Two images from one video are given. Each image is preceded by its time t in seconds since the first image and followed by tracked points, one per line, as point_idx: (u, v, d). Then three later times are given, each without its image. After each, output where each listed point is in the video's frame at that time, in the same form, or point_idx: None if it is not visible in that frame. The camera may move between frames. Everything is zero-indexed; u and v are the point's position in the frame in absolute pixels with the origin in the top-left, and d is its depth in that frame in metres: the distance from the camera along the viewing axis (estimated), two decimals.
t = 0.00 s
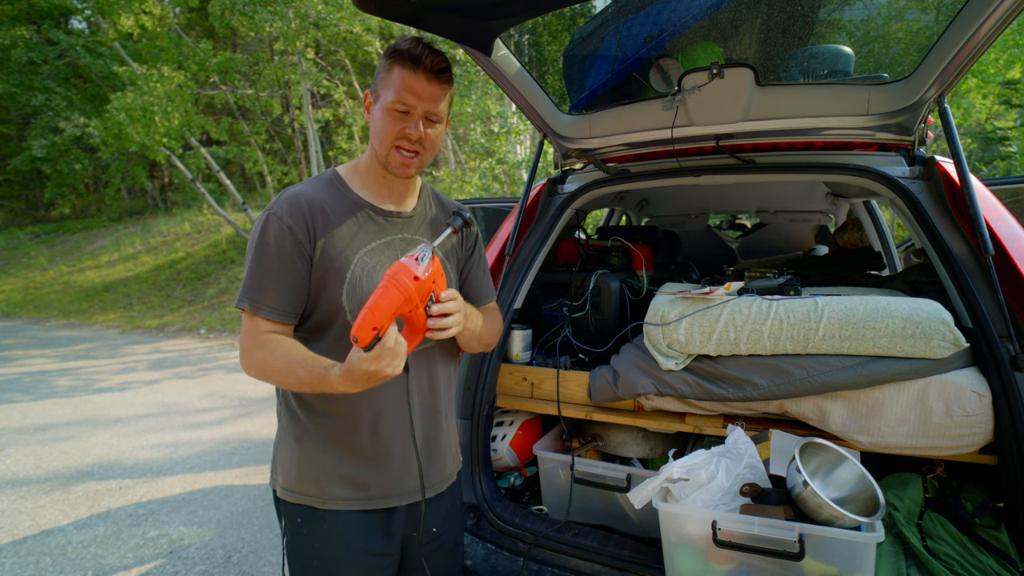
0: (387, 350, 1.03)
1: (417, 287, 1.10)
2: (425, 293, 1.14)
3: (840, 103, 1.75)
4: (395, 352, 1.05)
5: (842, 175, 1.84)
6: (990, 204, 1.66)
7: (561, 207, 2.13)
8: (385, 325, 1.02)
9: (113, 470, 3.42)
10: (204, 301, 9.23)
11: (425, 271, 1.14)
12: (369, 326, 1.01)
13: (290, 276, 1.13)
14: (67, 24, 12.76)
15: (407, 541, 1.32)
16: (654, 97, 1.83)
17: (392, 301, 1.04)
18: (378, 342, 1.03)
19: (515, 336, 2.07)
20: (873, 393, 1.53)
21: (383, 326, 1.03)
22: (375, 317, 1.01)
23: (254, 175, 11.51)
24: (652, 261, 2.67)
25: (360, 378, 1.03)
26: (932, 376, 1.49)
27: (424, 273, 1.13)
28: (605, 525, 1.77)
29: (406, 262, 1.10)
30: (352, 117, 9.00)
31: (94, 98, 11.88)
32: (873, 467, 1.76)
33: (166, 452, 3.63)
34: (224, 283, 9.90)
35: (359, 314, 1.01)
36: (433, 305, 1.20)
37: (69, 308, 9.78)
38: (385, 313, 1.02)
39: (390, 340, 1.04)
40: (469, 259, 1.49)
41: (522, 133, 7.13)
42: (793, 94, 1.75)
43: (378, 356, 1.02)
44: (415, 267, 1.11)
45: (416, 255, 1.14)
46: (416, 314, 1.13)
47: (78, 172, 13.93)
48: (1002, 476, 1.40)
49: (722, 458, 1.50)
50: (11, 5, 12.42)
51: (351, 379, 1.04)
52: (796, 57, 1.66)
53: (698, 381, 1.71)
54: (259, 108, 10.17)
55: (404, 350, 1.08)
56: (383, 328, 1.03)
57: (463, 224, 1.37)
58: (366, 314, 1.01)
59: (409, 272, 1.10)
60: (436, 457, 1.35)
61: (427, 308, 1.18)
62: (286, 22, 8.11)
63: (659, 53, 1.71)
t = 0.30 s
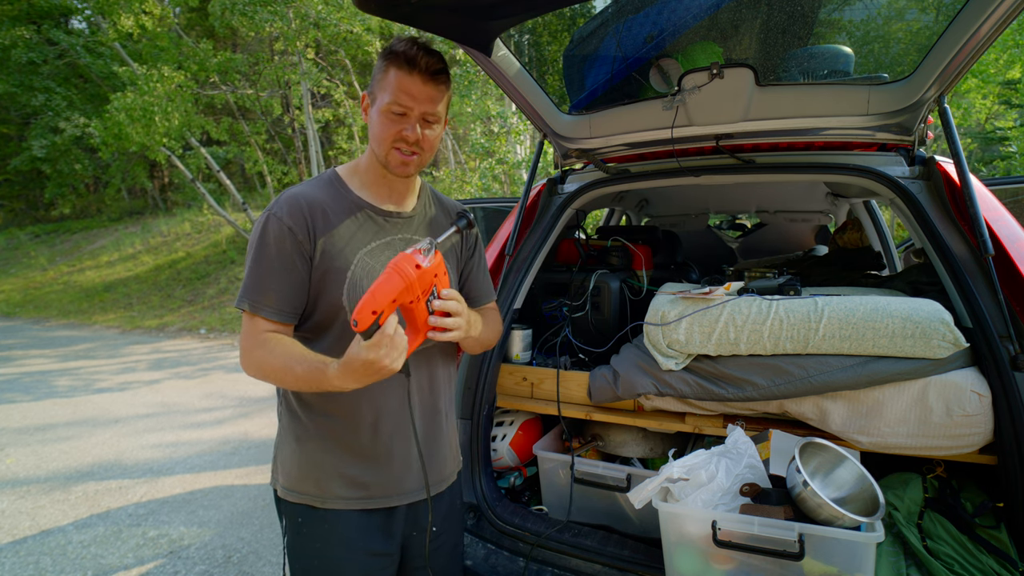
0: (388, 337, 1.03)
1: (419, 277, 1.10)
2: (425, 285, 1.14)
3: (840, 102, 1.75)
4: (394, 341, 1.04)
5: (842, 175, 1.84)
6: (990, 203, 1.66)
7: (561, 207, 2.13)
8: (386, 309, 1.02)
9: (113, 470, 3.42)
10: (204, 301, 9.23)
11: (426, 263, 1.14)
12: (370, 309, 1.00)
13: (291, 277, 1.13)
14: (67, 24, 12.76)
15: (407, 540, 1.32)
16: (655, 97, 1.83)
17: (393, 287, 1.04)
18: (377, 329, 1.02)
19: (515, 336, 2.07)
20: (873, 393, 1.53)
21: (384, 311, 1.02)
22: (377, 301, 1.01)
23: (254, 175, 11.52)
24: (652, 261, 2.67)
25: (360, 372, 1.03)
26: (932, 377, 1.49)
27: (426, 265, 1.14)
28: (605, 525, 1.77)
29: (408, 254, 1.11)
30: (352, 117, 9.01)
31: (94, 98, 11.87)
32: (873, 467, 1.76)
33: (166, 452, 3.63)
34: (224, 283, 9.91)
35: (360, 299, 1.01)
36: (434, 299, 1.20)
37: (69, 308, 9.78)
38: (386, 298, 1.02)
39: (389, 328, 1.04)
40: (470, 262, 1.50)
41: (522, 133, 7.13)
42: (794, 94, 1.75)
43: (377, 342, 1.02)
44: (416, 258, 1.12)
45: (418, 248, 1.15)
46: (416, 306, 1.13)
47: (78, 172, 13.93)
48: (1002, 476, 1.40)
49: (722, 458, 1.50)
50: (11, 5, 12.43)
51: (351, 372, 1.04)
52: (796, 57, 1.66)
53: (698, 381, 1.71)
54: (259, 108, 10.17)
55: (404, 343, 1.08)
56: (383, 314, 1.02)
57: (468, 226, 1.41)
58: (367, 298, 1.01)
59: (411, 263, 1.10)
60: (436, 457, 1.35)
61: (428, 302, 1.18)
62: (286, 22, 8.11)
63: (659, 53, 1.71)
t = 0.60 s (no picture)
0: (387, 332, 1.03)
1: (425, 275, 1.11)
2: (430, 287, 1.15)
3: (840, 102, 1.75)
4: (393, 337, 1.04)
5: (842, 175, 1.84)
6: (991, 204, 1.66)
7: (561, 207, 2.13)
8: (389, 303, 1.03)
9: (113, 470, 3.42)
10: (204, 301, 9.23)
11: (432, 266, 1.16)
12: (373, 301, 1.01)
13: (289, 278, 1.13)
14: (67, 24, 12.77)
15: (407, 540, 1.32)
16: (655, 97, 1.83)
17: (396, 281, 1.06)
18: (378, 323, 1.03)
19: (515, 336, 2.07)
20: (873, 393, 1.53)
21: (387, 304, 1.03)
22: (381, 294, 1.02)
23: (254, 175, 11.52)
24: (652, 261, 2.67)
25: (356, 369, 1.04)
26: (932, 376, 1.49)
27: (432, 266, 1.15)
28: (605, 525, 1.77)
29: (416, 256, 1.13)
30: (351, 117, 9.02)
31: (94, 98, 11.86)
32: (873, 467, 1.76)
33: (166, 452, 3.63)
34: (224, 283, 9.91)
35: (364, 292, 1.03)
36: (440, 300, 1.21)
37: (69, 308, 9.78)
38: (390, 292, 1.04)
39: (390, 323, 1.04)
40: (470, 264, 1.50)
41: (522, 133, 7.14)
42: (794, 94, 1.75)
43: (377, 336, 1.02)
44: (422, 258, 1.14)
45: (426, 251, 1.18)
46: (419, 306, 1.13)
47: (78, 172, 13.93)
48: (1002, 476, 1.40)
49: (723, 458, 1.50)
50: (11, 5, 12.47)
51: (350, 367, 1.04)
52: (796, 57, 1.65)
53: (698, 381, 1.70)
54: (259, 108, 10.17)
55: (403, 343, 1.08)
56: (386, 308, 1.03)
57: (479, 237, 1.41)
58: (371, 291, 1.02)
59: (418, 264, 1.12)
60: (436, 456, 1.35)
61: (433, 304, 1.19)
62: (286, 22, 8.11)
63: (659, 53, 1.71)
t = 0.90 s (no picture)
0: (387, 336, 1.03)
1: (434, 281, 1.13)
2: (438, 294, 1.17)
3: (840, 102, 1.75)
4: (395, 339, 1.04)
5: (842, 175, 1.85)
6: (990, 204, 1.66)
7: (561, 207, 2.13)
8: (394, 304, 1.05)
9: (113, 470, 3.42)
10: (204, 301, 9.23)
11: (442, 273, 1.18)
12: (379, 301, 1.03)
13: (286, 278, 1.13)
14: (67, 24, 12.78)
15: (407, 540, 1.32)
16: (654, 97, 1.83)
17: (404, 283, 1.07)
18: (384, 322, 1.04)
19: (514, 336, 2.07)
20: (873, 393, 1.53)
21: (393, 305, 1.05)
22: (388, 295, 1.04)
23: (254, 175, 11.52)
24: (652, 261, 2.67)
25: (347, 364, 1.04)
26: (932, 377, 1.49)
27: (443, 273, 1.17)
28: (605, 525, 1.77)
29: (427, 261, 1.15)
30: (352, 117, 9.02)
31: (94, 98, 11.85)
32: (873, 466, 1.76)
33: (166, 452, 3.63)
34: (224, 283, 9.91)
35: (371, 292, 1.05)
36: (449, 306, 1.22)
37: (69, 308, 9.78)
38: (396, 293, 1.05)
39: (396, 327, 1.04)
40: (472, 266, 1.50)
41: (522, 133, 7.14)
42: (794, 94, 1.75)
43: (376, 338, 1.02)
44: (432, 264, 1.15)
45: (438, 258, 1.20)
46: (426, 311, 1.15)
47: (77, 172, 13.92)
48: (1002, 476, 1.40)
49: (722, 459, 1.50)
50: (11, 6, 12.48)
51: (342, 365, 1.04)
52: (796, 57, 1.65)
53: (698, 381, 1.70)
54: (259, 108, 10.17)
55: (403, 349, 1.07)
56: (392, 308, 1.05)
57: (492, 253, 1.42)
58: (379, 291, 1.04)
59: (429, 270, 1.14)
60: (436, 457, 1.35)
61: (441, 310, 1.20)
62: (286, 22, 8.11)
63: (659, 53, 1.70)
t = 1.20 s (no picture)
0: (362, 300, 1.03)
1: (442, 306, 1.12)
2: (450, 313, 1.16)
3: (840, 102, 1.75)
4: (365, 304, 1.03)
5: (842, 175, 1.85)
6: (990, 204, 1.66)
7: (561, 207, 2.13)
8: (410, 342, 1.06)
9: (113, 470, 3.42)
10: (204, 301, 9.23)
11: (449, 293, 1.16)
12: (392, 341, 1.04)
13: (284, 272, 1.12)
14: (67, 24, 12.79)
15: (407, 540, 1.32)
16: (655, 97, 1.83)
17: (415, 318, 1.07)
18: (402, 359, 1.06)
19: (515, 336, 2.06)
20: (873, 393, 1.53)
21: (408, 343, 1.06)
22: (399, 334, 1.05)
23: (254, 175, 11.53)
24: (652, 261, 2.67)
25: (364, 297, 1.02)
26: (932, 377, 1.49)
27: (450, 294, 1.16)
28: (605, 525, 1.77)
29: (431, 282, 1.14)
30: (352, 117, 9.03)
31: (94, 98, 11.85)
32: (872, 467, 1.76)
33: (166, 452, 3.63)
34: (224, 283, 9.91)
35: (384, 333, 1.05)
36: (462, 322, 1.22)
37: (69, 308, 9.78)
38: (409, 331, 1.06)
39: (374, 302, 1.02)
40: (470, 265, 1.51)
41: (522, 133, 7.15)
42: (794, 94, 1.75)
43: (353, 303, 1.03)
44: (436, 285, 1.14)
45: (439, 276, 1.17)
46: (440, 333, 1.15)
47: (78, 172, 13.93)
48: (1002, 476, 1.40)
49: (722, 458, 1.50)
50: (11, 6, 12.50)
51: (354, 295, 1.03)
52: (796, 57, 1.65)
53: (698, 381, 1.71)
54: (259, 108, 10.18)
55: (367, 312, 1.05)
56: (407, 344, 1.06)
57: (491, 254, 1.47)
58: (392, 331, 1.05)
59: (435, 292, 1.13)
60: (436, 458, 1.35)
61: (455, 327, 1.21)
62: (286, 22, 8.10)
63: (659, 53, 1.70)
